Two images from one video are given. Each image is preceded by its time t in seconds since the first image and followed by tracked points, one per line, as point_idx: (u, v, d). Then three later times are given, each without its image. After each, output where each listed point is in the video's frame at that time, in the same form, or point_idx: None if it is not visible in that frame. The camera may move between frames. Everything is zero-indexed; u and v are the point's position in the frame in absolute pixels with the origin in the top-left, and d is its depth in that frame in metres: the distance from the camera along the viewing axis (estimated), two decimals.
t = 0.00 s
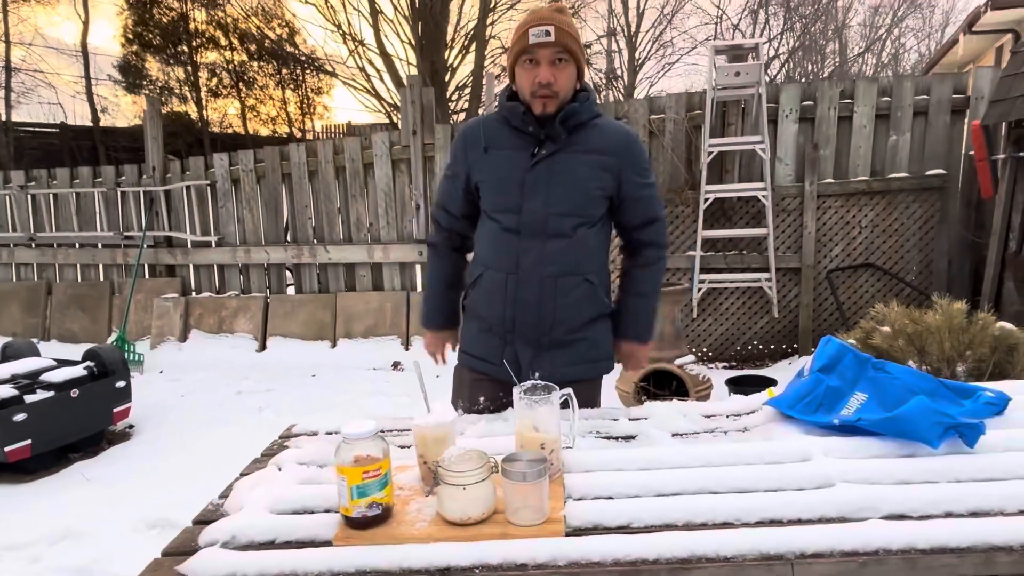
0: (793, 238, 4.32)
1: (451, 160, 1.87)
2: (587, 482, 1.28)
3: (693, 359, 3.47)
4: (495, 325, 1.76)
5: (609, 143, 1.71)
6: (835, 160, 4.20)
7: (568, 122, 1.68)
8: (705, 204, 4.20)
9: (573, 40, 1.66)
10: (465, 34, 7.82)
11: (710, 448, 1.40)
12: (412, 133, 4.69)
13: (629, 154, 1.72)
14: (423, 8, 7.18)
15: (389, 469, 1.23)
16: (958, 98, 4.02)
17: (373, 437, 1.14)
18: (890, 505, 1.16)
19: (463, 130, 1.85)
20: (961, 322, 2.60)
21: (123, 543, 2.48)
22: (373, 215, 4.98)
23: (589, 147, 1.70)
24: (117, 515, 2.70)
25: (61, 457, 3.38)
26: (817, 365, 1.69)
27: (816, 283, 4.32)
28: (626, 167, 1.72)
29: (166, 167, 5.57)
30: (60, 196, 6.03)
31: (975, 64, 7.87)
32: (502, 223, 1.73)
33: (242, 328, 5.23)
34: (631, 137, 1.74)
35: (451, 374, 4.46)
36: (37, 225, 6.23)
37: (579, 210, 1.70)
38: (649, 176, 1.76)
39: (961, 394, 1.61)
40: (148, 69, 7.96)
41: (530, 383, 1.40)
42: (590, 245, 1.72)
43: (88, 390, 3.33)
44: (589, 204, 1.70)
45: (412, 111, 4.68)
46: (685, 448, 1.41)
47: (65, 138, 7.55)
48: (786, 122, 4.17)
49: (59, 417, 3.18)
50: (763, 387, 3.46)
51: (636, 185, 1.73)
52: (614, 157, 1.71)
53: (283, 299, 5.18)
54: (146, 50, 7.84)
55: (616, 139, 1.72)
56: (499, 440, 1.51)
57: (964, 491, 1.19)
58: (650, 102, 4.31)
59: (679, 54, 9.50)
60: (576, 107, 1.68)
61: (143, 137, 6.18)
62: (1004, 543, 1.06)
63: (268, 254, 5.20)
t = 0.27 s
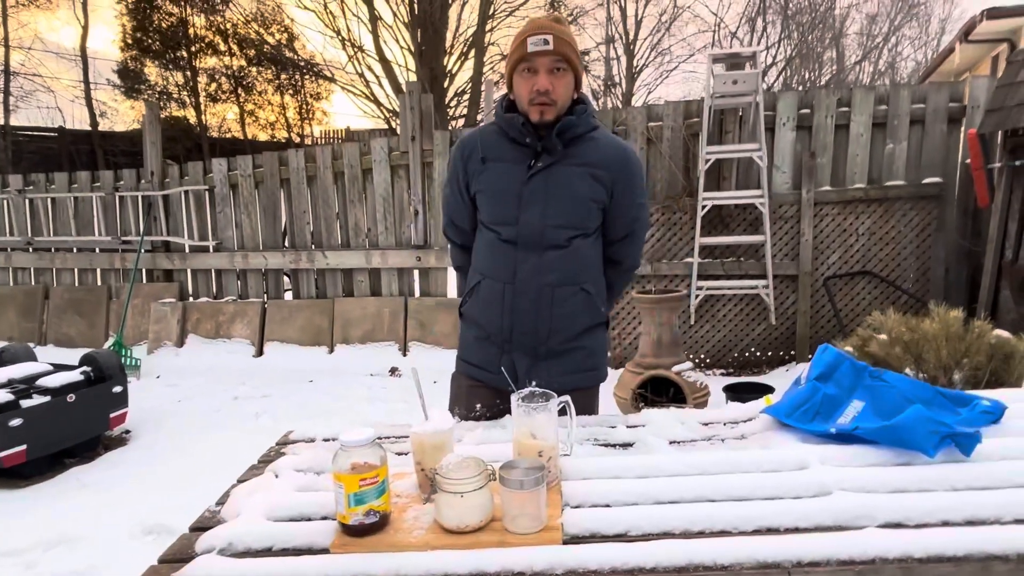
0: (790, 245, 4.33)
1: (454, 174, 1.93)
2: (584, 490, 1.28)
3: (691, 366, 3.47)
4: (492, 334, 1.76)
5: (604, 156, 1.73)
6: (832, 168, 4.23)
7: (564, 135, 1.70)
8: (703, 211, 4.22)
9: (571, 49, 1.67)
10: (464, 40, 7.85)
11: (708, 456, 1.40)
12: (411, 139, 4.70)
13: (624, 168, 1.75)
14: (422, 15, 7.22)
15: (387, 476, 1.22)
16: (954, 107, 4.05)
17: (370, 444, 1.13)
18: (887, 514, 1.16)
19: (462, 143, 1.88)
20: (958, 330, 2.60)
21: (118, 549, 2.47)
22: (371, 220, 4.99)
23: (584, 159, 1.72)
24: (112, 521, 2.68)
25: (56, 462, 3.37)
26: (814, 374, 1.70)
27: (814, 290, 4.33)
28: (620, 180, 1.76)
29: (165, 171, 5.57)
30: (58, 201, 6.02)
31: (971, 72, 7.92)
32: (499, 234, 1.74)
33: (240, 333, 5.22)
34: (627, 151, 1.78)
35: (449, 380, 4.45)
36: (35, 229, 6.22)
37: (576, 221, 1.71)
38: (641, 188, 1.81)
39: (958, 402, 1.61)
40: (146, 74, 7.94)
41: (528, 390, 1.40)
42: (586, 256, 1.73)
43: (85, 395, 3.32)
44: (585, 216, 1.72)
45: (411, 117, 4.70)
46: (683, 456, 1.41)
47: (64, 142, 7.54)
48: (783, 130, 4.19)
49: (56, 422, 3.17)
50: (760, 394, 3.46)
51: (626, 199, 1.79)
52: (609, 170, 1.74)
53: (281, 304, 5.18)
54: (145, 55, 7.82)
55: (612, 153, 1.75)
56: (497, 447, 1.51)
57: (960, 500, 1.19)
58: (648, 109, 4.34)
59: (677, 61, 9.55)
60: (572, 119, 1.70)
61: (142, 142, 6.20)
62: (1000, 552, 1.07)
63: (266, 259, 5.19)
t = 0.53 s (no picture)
0: (794, 248, 4.33)
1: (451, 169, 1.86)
2: (589, 491, 1.29)
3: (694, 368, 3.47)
4: (494, 337, 1.77)
5: (609, 159, 1.73)
6: (837, 170, 4.22)
7: (570, 137, 1.71)
8: (707, 213, 4.21)
9: (582, 52, 1.68)
10: (468, 41, 7.85)
11: (713, 457, 1.40)
12: (415, 139, 4.71)
13: (627, 172, 1.75)
14: (427, 16, 7.24)
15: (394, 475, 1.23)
16: (960, 109, 4.03)
17: (378, 443, 1.14)
18: (893, 516, 1.17)
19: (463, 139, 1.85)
20: (963, 333, 2.60)
21: (124, 547, 2.48)
22: (375, 221, 4.99)
23: (588, 163, 1.72)
24: (118, 519, 2.70)
25: (62, 459, 3.38)
26: (820, 376, 1.70)
27: (818, 293, 4.33)
28: (624, 183, 1.74)
29: (170, 171, 5.59)
30: (64, 200, 6.05)
31: (976, 75, 7.91)
32: (500, 236, 1.74)
33: (244, 332, 5.24)
34: (632, 155, 1.76)
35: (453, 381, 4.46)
36: (41, 228, 6.25)
37: (578, 224, 1.71)
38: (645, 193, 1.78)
39: (964, 405, 1.62)
40: (151, 73, 8.00)
41: (534, 391, 1.40)
42: (587, 259, 1.73)
43: (90, 393, 3.34)
44: (587, 219, 1.72)
45: (416, 118, 4.70)
46: (688, 457, 1.41)
47: (69, 141, 7.61)
48: (788, 132, 4.19)
49: (61, 421, 3.19)
50: (765, 397, 3.45)
51: (632, 204, 1.76)
52: (612, 173, 1.73)
53: (285, 304, 5.19)
54: (151, 55, 7.89)
55: (616, 156, 1.74)
56: (503, 448, 1.51)
57: (966, 503, 1.19)
58: (653, 111, 4.33)
59: (682, 63, 9.57)
60: (578, 122, 1.71)
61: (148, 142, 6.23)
62: (1005, 555, 1.07)
63: (271, 258, 5.21)
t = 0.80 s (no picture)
0: (794, 250, 4.33)
1: (440, 168, 1.85)
2: (589, 493, 1.29)
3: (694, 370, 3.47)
4: (487, 340, 1.75)
5: (597, 171, 1.77)
6: (836, 172, 4.23)
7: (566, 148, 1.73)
8: (707, 215, 4.22)
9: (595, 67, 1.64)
10: (468, 42, 7.85)
11: (713, 460, 1.40)
12: (415, 140, 4.70)
13: (612, 184, 1.80)
14: (427, 17, 7.24)
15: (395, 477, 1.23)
16: (959, 112, 4.04)
17: (379, 445, 1.14)
18: (894, 519, 1.17)
19: (454, 139, 1.83)
20: (963, 336, 2.60)
21: (122, 547, 2.48)
22: (375, 221, 4.99)
23: (579, 171, 1.75)
24: (116, 520, 2.69)
25: (60, 459, 3.38)
26: (820, 379, 1.70)
27: (817, 295, 4.33)
28: (608, 195, 1.80)
29: (169, 171, 5.59)
30: (63, 200, 6.04)
31: (975, 78, 7.92)
32: (493, 239, 1.72)
33: (243, 333, 5.23)
34: (617, 170, 1.82)
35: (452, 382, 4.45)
36: (40, 228, 6.25)
37: (569, 229, 1.73)
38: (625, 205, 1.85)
39: (964, 408, 1.62)
40: (151, 73, 8.03)
41: (535, 393, 1.40)
42: (577, 262, 1.76)
43: (89, 393, 3.33)
44: (576, 225, 1.74)
45: (416, 118, 4.70)
46: (688, 459, 1.41)
47: (68, 140, 7.52)
48: (788, 134, 4.19)
49: (59, 420, 3.18)
50: (764, 399, 3.46)
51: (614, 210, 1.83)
52: (601, 184, 1.77)
53: (284, 304, 5.19)
54: (150, 54, 7.89)
55: (604, 169, 1.79)
56: (503, 449, 1.51)
57: (966, 506, 1.19)
58: (653, 112, 4.33)
59: (681, 65, 9.60)
60: (578, 135, 1.72)
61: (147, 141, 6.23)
62: (1006, 557, 1.07)
63: (270, 258, 5.21)
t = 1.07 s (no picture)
0: (791, 252, 4.34)
1: (404, 177, 1.69)
2: (585, 496, 1.28)
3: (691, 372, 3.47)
4: (469, 354, 1.73)
5: (567, 183, 1.83)
6: (833, 175, 4.24)
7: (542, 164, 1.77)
8: (703, 218, 4.23)
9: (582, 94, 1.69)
10: (467, 43, 7.85)
11: (709, 463, 1.40)
12: (413, 141, 4.69)
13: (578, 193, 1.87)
14: (425, 18, 7.25)
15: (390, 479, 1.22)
16: (955, 116, 4.06)
17: (374, 447, 1.13)
18: (889, 522, 1.17)
19: (418, 149, 1.71)
20: (958, 339, 2.61)
21: (117, 549, 2.47)
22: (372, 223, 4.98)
23: (551, 183, 1.79)
24: (111, 522, 2.67)
25: (54, 461, 3.36)
26: (816, 382, 1.71)
27: (814, 298, 4.34)
28: (575, 203, 1.87)
29: (166, 171, 5.58)
30: (59, 200, 6.03)
31: (972, 82, 7.95)
32: (478, 254, 1.69)
33: (239, 334, 5.22)
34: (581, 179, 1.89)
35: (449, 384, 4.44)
36: (36, 228, 6.23)
37: (546, 239, 1.77)
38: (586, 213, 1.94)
39: (960, 412, 1.62)
40: (149, 73, 8.03)
41: (531, 396, 1.40)
42: (551, 267, 1.82)
43: (84, 394, 3.32)
44: (552, 236, 1.78)
45: (413, 120, 4.70)
46: (684, 462, 1.41)
47: (64, 140, 7.50)
48: (785, 137, 4.20)
49: (54, 421, 3.16)
50: (761, 401, 3.46)
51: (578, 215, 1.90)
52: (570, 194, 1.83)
53: (281, 305, 5.18)
54: (148, 54, 7.88)
55: (571, 179, 1.84)
56: (499, 452, 1.51)
57: (962, 509, 1.19)
58: (651, 115, 4.33)
59: (680, 67, 9.70)
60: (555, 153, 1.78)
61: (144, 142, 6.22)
62: (1002, 561, 1.07)
63: (267, 259, 5.20)
